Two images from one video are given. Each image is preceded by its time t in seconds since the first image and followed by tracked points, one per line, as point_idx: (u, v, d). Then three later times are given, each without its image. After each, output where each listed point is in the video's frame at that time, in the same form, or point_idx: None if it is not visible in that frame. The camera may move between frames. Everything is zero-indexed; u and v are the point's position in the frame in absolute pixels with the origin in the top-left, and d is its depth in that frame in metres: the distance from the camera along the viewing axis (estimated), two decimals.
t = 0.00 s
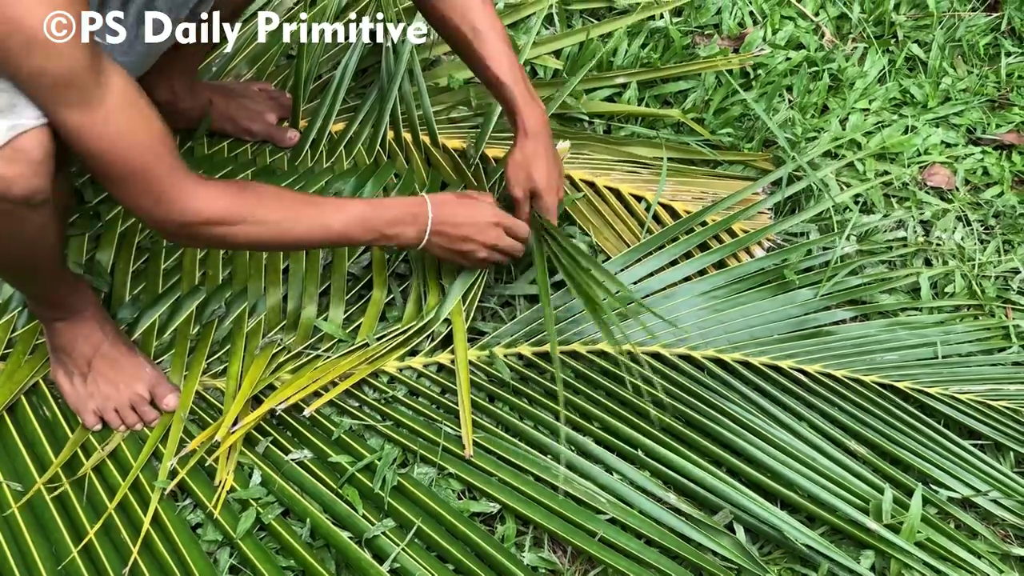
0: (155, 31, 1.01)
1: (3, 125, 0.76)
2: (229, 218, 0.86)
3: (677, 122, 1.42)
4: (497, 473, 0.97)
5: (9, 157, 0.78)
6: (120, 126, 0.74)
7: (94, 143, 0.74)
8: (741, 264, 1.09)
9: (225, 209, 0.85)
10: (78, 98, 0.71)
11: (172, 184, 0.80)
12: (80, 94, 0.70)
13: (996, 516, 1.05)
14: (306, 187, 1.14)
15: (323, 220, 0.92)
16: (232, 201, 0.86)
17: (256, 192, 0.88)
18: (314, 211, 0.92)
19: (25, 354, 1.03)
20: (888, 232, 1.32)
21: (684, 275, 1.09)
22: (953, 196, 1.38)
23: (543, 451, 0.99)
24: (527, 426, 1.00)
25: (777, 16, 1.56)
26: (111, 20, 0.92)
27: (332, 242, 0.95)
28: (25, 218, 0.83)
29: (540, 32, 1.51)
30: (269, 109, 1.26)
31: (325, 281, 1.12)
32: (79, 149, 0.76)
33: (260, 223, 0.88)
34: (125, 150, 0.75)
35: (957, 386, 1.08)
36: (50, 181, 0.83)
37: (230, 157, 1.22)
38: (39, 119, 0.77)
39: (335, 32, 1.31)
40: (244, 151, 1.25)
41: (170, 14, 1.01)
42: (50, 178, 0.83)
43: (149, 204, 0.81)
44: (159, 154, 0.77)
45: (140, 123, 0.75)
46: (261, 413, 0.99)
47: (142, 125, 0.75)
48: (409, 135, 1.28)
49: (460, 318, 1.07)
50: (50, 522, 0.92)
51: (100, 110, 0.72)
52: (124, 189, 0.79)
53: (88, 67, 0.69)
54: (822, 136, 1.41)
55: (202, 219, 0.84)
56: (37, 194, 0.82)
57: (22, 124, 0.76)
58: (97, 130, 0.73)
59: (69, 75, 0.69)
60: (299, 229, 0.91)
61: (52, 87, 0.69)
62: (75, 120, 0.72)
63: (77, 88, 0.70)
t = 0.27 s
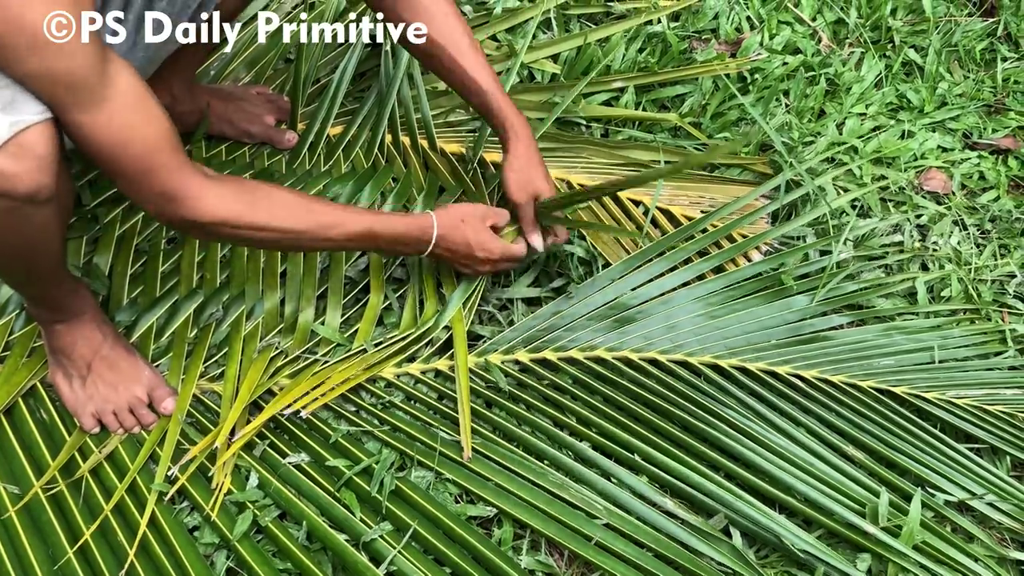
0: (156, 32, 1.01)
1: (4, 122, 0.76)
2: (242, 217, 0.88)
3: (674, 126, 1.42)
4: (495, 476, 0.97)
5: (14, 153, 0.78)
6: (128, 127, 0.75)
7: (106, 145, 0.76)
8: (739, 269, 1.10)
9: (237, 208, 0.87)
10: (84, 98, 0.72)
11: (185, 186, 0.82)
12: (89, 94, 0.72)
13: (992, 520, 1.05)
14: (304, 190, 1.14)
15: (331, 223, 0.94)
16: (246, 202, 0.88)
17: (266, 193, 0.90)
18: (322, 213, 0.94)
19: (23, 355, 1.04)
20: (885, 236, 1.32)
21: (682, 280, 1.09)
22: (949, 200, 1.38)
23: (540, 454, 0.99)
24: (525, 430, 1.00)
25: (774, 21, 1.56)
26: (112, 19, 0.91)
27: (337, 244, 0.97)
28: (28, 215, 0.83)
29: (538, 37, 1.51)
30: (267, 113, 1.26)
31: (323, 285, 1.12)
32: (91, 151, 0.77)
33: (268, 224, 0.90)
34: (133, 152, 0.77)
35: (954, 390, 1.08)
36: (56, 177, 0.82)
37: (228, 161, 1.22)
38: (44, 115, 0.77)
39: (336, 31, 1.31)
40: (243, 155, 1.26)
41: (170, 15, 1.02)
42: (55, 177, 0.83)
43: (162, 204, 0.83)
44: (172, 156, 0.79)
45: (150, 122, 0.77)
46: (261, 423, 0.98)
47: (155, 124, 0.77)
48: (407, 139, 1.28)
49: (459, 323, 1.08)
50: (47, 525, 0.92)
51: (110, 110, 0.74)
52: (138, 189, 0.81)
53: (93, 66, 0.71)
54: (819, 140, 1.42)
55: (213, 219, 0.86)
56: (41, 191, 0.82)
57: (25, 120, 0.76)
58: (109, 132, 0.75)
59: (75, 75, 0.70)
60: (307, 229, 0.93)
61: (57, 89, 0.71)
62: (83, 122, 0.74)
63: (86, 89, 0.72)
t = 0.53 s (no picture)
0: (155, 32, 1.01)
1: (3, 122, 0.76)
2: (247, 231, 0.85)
3: (674, 124, 1.42)
4: (496, 476, 0.97)
5: (13, 153, 0.78)
6: (136, 136, 0.73)
7: (111, 151, 0.73)
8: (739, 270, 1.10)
9: (244, 218, 0.84)
10: (87, 100, 0.70)
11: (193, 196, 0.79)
12: (93, 95, 0.70)
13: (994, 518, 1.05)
14: (305, 189, 1.14)
15: (334, 240, 0.92)
16: (252, 214, 0.85)
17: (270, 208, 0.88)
18: (325, 230, 0.91)
19: (24, 355, 1.04)
20: (885, 234, 1.32)
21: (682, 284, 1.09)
22: (950, 197, 1.38)
23: (542, 454, 0.99)
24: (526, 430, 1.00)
25: (774, 18, 1.56)
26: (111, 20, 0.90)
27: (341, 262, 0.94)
28: (28, 215, 0.83)
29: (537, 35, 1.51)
30: (267, 113, 1.26)
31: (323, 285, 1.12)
32: (95, 160, 0.74)
33: (274, 238, 0.87)
34: (139, 161, 0.74)
35: (956, 389, 1.08)
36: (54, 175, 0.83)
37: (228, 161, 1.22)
38: (42, 118, 0.77)
39: (336, 32, 1.31)
40: (243, 155, 1.25)
41: (171, 15, 1.02)
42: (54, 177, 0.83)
43: (167, 217, 0.80)
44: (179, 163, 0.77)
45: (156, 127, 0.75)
46: (261, 424, 0.98)
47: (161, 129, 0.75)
48: (408, 138, 1.28)
49: (460, 322, 1.09)
50: (48, 525, 0.92)
51: (114, 113, 0.71)
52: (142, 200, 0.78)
53: (98, 67, 0.69)
54: (819, 137, 1.42)
55: (220, 230, 0.83)
56: (40, 191, 0.82)
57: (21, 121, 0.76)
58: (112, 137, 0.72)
59: (78, 74, 0.68)
60: (312, 245, 0.90)
61: (59, 89, 0.69)
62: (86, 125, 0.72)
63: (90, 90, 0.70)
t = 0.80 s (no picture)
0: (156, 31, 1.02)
1: None
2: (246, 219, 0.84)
3: (677, 126, 1.42)
4: (498, 478, 0.97)
5: (7, 142, 0.78)
6: (131, 122, 0.74)
7: (105, 138, 0.74)
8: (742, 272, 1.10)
9: (244, 204, 0.83)
10: (84, 88, 0.72)
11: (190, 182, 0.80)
12: (88, 84, 0.72)
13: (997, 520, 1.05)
14: (307, 191, 1.14)
15: (339, 231, 0.90)
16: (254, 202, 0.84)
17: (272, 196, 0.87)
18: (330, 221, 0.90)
19: (27, 357, 1.04)
20: (888, 236, 1.32)
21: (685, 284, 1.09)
22: (952, 199, 1.38)
23: (543, 455, 0.99)
24: (527, 432, 1.00)
25: (776, 20, 1.56)
26: (109, 20, 0.92)
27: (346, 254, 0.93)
28: (24, 207, 0.83)
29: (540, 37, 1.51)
30: (269, 114, 1.26)
31: (325, 287, 1.12)
32: (92, 149, 0.76)
33: (274, 228, 0.86)
34: (134, 147, 0.75)
35: (958, 391, 1.08)
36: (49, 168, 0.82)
37: (230, 162, 1.22)
38: (33, 106, 0.76)
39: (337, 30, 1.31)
40: (245, 156, 1.25)
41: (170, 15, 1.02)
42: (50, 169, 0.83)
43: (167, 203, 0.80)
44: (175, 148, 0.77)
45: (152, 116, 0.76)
46: (261, 424, 0.99)
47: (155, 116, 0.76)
48: (410, 140, 1.28)
49: (461, 328, 1.10)
50: (51, 527, 0.92)
51: (109, 101, 0.73)
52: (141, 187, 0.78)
53: (93, 63, 0.71)
54: (821, 139, 1.42)
55: (219, 216, 0.83)
56: (36, 182, 0.82)
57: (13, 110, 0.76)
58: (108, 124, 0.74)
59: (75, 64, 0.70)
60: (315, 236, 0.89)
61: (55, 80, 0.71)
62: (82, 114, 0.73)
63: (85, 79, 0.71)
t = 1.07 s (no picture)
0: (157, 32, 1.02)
1: None
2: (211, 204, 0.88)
3: (677, 128, 1.42)
4: (498, 479, 0.97)
5: None
6: (112, 110, 0.76)
7: (89, 126, 0.77)
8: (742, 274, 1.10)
9: (213, 192, 0.87)
10: (72, 78, 0.73)
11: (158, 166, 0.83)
12: (80, 77, 0.73)
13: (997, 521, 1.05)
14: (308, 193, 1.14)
15: (298, 215, 0.94)
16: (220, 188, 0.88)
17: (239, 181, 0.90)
18: (291, 206, 0.94)
19: (29, 359, 1.04)
20: (888, 237, 1.32)
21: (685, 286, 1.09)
22: (953, 201, 1.38)
23: (543, 456, 0.99)
24: (527, 433, 1.00)
25: (776, 22, 1.56)
26: (110, 20, 0.93)
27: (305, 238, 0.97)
28: (14, 205, 0.82)
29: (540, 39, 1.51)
30: (270, 116, 1.26)
31: (325, 289, 1.13)
32: (69, 127, 0.78)
33: (236, 211, 0.90)
34: (113, 132, 0.78)
35: (959, 392, 1.08)
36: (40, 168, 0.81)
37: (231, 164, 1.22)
38: (28, 99, 0.76)
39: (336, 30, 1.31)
40: (246, 158, 1.25)
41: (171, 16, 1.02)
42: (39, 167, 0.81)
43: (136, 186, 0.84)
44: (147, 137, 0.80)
45: (132, 110, 0.78)
46: (262, 424, 0.99)
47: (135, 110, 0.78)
48: (410, 142, 1.28)
49: (465, 324, 1.09)
50: (52, 528, 0.92)
51: (94, 93, 0.75)
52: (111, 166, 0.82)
53: (87, 57, 0.73)
54: (821, 141, 1.42)
55: (188, 202, 0.87)
56: (25, 181, 0.80)
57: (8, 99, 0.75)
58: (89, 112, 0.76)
59: (70, 60, 0.72)
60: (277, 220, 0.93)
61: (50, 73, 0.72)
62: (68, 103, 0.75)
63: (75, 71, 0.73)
